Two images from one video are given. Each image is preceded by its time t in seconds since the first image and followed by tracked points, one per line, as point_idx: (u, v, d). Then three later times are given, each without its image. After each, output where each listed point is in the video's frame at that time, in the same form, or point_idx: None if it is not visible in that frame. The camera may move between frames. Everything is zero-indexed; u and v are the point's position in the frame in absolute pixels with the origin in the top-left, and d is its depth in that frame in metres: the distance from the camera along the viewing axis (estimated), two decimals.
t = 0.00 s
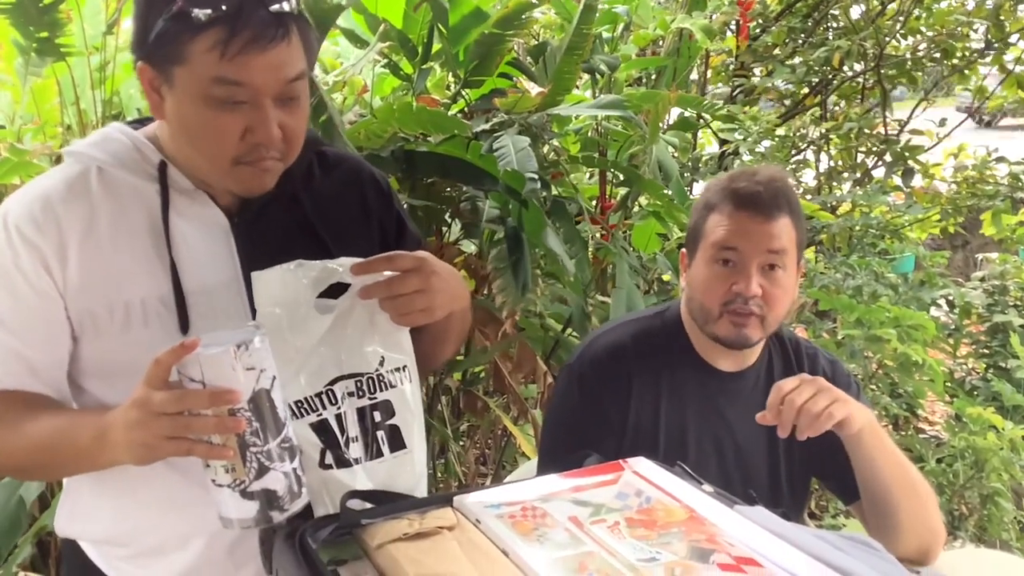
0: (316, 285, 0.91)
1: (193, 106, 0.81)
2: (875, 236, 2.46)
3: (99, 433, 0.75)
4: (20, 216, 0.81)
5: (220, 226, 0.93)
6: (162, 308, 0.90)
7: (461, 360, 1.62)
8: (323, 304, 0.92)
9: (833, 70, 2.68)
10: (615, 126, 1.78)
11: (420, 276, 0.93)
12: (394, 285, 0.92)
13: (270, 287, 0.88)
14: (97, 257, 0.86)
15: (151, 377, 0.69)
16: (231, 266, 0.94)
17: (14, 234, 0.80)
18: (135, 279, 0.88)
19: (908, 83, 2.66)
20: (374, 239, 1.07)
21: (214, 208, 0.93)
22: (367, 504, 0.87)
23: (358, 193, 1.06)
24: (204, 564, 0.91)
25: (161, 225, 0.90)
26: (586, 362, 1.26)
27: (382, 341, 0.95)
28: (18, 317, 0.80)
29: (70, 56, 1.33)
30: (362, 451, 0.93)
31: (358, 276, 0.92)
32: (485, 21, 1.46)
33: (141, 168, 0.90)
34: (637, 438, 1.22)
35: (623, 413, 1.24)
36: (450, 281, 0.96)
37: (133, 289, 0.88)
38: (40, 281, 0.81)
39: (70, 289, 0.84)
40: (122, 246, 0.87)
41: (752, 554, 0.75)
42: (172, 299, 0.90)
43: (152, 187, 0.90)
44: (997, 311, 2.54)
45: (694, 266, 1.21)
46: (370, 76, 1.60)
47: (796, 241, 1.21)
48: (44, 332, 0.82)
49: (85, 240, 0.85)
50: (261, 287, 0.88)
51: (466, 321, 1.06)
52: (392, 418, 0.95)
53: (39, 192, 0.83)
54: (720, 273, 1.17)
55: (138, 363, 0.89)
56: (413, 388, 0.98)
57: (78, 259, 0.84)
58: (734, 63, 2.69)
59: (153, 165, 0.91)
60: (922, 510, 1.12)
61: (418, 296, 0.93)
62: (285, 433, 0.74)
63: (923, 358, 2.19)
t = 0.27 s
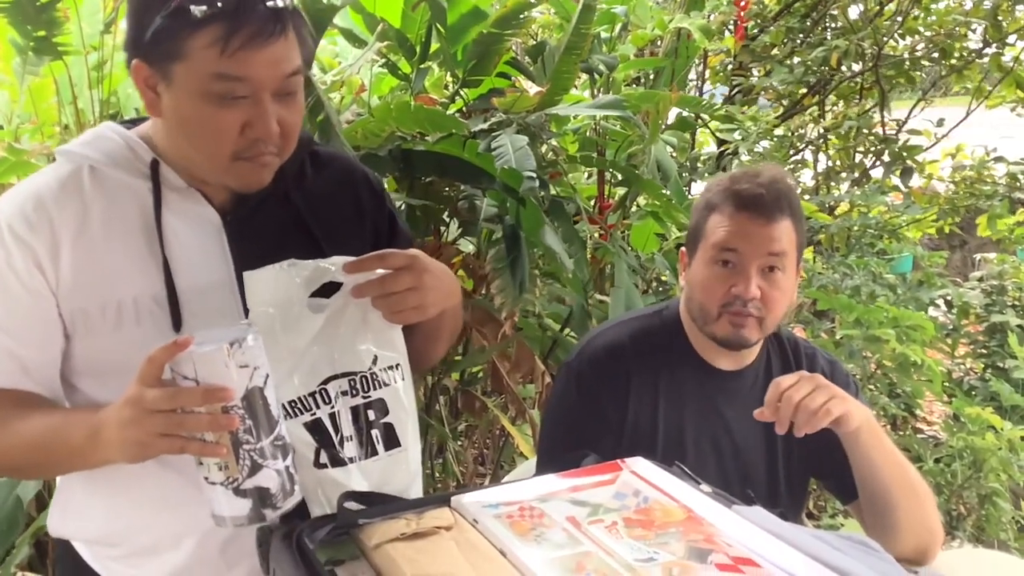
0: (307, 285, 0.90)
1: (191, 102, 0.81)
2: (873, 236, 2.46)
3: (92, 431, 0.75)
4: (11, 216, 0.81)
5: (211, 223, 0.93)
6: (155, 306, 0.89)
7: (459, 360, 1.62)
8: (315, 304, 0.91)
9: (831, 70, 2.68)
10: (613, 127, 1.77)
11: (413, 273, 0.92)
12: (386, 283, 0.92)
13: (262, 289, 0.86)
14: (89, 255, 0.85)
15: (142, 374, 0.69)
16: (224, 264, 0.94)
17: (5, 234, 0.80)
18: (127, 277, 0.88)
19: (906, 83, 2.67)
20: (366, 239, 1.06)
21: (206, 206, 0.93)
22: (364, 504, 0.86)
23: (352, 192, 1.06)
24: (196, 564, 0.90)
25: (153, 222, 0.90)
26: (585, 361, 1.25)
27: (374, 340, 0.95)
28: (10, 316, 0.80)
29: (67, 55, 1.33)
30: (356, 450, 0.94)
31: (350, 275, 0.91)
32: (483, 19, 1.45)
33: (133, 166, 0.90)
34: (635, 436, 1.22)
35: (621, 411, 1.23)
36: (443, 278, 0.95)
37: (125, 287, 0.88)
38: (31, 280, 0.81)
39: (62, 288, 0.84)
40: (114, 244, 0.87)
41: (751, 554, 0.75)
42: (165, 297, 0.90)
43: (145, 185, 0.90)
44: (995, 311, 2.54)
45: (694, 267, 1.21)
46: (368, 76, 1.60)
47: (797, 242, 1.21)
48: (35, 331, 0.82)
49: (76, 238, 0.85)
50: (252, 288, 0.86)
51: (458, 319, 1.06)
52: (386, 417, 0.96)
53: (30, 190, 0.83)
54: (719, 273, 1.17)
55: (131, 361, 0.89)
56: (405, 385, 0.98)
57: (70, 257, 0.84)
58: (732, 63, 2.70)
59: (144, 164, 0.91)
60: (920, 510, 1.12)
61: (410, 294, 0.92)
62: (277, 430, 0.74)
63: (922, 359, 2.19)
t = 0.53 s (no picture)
0: (301, 287, 0.90)
1: (202, 98, 0.81)
2: (870, 236, 2.46)
3: (88, 429, 0.75)
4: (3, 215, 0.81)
5: (204, 223, 0.93)
6: (147, 304, 0.89)
7: (456, 360, 1.62)
8: (309, 307, 0.91)
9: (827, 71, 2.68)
10: (610, 127, 1.76)
11: (406, 273, 0.93)
12: (379, 283, 0.92)
13: (255, 292, 0.86)
14: (81, 254, 0.85)
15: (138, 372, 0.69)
16: (218, 263, 0.94)
17: None
18: (119, 275, 0.88)
19: (902, 83, 2.67)
20: (356, 242, 1.06)
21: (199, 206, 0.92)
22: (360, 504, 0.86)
23: (343, 192, 1.06)
24: (190, 564, 0.90)
25: (145, 221, 0.90)
26: (580, 362, 1.25)
27: (369, 339, 0.95)
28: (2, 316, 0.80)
29: (63, 55, 1.32)
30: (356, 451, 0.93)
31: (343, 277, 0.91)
32: (479, 20, 1.45)
33: (125, 166, 0.90)
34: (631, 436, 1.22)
35: (618, 412, 1.23)
36: (436, 277, 0.96)
37: (118, 286, 0.88)
38: (24, 279, 0.81)
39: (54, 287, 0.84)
40: (106, 243, 0.87)
41: (747, 554, 0.75)
42: (158, 295, 0.90)
43: (136, 184, 0.90)
44: (992, 311, 2.54)
45: (691, 268, 1.21)
46: (365, 77, 1.60)
47: (793, 243, 1.21)
48: (28, 331, 0.82)
49: (69, 237, 0.85)
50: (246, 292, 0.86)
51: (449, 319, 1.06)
52: (383, 416, 0.95)
53: (22, 190, 0.83)
54: (716, 274, 1.17)
55: (124, 360, 0.89)
56: (402, 381, 0.98)
57: (62, 256, 0.84)
58: (729, 63, 2.68)
59: (136, 163, 0.90)
60: (917, 510, 1.12)
61: (404, 294, 0.92)
62: (273, 427, 0.73)
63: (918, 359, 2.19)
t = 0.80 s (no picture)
0: (296, 293, 0.90)
1: (219, 97, 0.81)
2: (867, 238, 2.46)
3: (88, 430, 0.74)
4: None
5: (200, 225, 0.93)
6: (144, 306, 0.89)
7: (453, 362, 1.62)
8: (306, 313, 0.91)
9: (824, 72, 2.68)
10: (608, 128, 1.76)
11: (398, 275, 0.93)
12: (372, 286, 0.92)
13: (253, 303, 0.86)
14: (77, 257, 0.85)
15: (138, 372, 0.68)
16: (214, 264, 0.94)
17: None
18: (116, 277, 0.88)
19: (899, 85, 2.67)
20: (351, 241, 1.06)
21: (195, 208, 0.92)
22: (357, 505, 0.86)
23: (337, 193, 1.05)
24: (188, 566, 0.90)
25: (140, 223, 0.90)
26: (575, 364, 1.25)
27: (364, 342, 0.95)
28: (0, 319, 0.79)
29: (60, 57, 1.32)
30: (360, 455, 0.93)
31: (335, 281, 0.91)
32: (478, 23, 1.46)
33: (119, 167, 0.89)
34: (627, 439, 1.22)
35: (614, 415, 1.23)
36: (426, 278, 0.97)
37: (114, 288, 0.87)
38: (21, 282, 0.81)
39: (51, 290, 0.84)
40: (101, 245, 0.87)
41: (744, 555, 0.75)
42: (154, 297, 0.90)
43: (131, 185, 0.90)
44: (989, 313, 2.54)
45: (684, 271, 1.21)
46: (362, 78, 1.60)
47: (786, 246, 1.21)
48: (26, 334, 0.82)
49: (65, 240, 0.84)
50: (244, 300, 0.86)
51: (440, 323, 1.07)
52: (384, 417, 0.95)
53: (16, 193, 0.83)
54: (709, 278, 1.17)
55: (122, 362, 0.89)
56: (399, 380, 0.97)
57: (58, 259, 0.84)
58: (726, 65, 2.72)
59: (130, 165, 0.90)
60: (913, 512, 1.12)
61: (397, 297, 0.93)
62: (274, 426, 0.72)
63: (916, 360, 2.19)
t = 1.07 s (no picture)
0: (297, 296, 0.90)
1: (222, 100, 0.81)
2: (868, 242, 2.45)
3: (90, 433, 0.74)
4: None
5: (201, 229, 0.93)
6: (146, 309, 0.89)
7: (454, 366, 1.62)
8: (307, 317, 0.91)
9: (825, 76, 2.69)
10: (608, 132, 1.76)
11: (398, 279, 0.93)
12: (372, 290, 0.92)
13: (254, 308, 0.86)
14: (78, 260, 0.85)
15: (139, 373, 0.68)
16: (215, 268, 0.94)
17: None
18: (117, 280, 0.88)
19: (900, 89, 2.68)
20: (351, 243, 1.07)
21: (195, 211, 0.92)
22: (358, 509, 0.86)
23: (338, 197, 1.06)
24: (191, 568, 0.90)
25: (142, 226, 0.90)
26: (577, 367, 1.25)
27: (364, 346, 0.95)
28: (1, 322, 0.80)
29: (62, 61, 1.32)
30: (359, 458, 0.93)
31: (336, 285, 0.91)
32: (479, 26, 1.45)
33: (120, 171, 0.90)
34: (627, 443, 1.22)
35: (614, 419, 1.23)
36: (426, 282, 0.97)
37: (115, 291, 0.87)
38: (22, 285, 0.81)
39: (51, 293, 0.84)
40: (102, 248, 0.87)
41: (745, 560, 0.75)
42: (156, 300, 0.90)
43: (132, 189, 0.90)
44: (990, 317, 2.54)
45: (674, 277, 1.21)
46: (363, 83, 1.61)
47: (778, 253, 1.20)
48: (27, 337, 0.82)
49: (66, 243, 0.85)
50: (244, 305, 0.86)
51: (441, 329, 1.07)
52: (383, 421, 0.95)
53: (18, 197, 0.83)
54: (691, 283, 1.18)
55: (123, 366, 0.89)
56: (399, 385, 0.98)
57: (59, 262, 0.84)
58: (727, 69, 2.68)
59: (131, 169, 0.90)
60: (914, 516, 1.12)
61: (398, 301, 0.93)
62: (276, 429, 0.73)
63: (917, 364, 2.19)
